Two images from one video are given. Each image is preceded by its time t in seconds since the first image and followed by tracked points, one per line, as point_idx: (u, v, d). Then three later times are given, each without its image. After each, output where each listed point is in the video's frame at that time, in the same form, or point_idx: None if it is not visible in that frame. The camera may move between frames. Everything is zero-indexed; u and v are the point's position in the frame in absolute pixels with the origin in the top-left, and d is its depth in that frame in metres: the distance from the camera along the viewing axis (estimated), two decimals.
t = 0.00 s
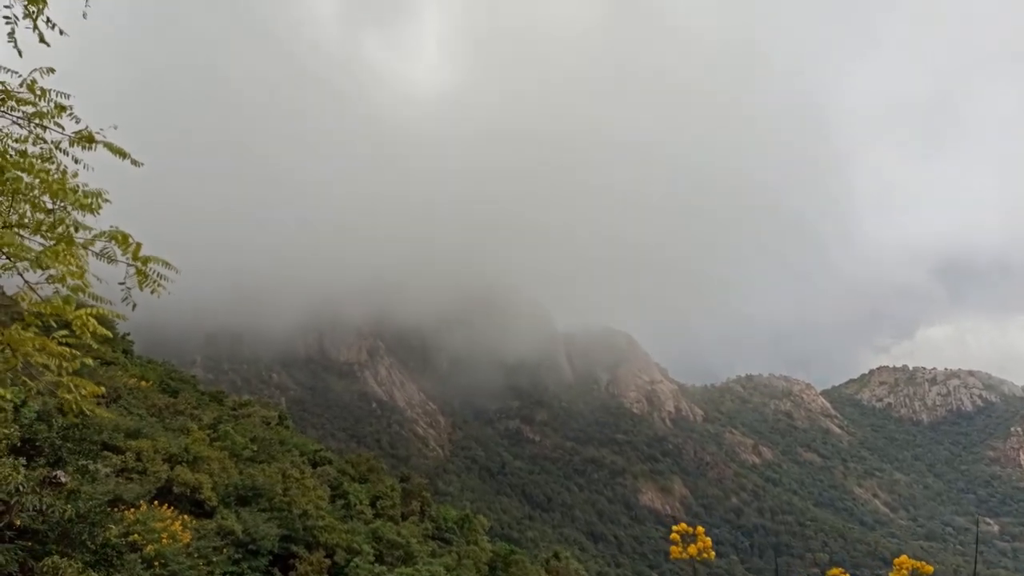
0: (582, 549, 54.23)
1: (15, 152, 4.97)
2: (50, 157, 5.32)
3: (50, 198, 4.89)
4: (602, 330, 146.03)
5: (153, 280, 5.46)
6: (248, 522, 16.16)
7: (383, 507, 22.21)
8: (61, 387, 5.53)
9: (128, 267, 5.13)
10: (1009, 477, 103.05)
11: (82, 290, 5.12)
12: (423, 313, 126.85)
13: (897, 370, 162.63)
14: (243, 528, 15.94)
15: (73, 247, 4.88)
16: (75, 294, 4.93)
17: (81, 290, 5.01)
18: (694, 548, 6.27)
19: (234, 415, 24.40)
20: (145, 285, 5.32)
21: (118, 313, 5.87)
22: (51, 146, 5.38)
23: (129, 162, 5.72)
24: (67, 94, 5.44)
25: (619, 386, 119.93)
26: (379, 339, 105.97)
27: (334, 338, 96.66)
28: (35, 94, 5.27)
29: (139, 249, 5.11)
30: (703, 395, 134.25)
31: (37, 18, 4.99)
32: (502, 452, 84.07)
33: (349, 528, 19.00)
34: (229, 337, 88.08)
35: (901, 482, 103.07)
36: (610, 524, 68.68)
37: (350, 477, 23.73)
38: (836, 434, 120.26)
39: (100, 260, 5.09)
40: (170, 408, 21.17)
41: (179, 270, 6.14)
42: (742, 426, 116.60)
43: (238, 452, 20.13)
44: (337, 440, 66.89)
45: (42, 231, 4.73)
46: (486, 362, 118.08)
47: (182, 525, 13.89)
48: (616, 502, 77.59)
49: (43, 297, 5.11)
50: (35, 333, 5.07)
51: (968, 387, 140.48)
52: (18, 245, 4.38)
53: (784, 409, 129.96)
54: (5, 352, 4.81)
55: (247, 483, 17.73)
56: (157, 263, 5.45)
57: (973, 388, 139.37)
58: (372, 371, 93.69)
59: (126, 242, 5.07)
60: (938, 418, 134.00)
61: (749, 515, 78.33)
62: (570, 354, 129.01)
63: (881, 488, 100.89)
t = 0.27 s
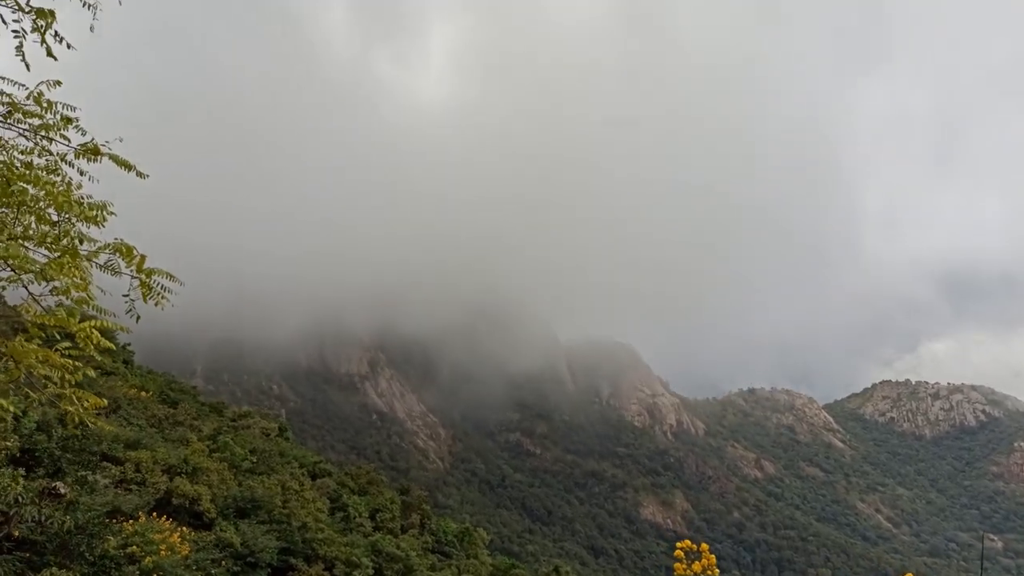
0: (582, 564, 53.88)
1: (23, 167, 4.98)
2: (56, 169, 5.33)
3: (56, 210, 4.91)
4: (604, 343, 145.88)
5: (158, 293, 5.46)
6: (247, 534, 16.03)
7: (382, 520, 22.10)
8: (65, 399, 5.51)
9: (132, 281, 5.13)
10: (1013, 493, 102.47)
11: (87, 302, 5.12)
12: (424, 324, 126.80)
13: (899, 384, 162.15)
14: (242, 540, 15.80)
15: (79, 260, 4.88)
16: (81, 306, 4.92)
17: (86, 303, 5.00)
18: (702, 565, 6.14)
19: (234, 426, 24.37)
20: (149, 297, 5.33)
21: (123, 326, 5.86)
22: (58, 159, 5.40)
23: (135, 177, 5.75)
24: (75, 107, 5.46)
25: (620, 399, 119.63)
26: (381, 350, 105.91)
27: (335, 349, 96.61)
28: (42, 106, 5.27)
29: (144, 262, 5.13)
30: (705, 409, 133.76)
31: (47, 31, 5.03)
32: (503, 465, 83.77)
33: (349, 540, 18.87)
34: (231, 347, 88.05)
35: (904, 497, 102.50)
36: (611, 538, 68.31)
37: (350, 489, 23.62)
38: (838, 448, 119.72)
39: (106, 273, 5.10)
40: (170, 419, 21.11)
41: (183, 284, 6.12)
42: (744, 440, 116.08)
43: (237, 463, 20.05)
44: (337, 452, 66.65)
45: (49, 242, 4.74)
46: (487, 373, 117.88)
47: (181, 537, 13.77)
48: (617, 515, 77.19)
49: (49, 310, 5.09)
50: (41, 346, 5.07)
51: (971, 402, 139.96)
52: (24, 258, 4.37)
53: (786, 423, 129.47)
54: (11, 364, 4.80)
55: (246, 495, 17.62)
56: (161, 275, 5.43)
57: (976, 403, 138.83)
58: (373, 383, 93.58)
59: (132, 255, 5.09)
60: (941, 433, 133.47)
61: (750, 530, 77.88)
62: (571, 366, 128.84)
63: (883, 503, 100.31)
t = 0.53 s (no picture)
0: None
1: (37, 179, 5.02)
2: (69, 182, 5.38)
3: (68, 223, 4.93)
4: (611, 353, 145.57)
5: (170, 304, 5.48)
6: (253, 545, 15.99)
7: (388, 531, 22.04)
8: (75, 411, 5.52)
9: (143, 292, 5.16)
10: None
11: (97, 314, 5.13)
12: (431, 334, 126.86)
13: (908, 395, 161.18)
14: (248, 550, 15.77)
15: (91, 271, 4.92)
16: (93, 318, 4.94)
17: (97, 314, 5.02)
18: None
19: (241, 436, 24.39)
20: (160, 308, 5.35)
21: (134, 338, 5.88)
22: (70, 171, 5.43)
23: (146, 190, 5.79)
24: (87, 121, 5.51)
25: (627, 410, 119.23)
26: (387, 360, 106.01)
27: (342, 359, 96.70)
28: (55, 119, 5.32)
29: (155, 273, 5.15)
30: (713, 420, 133.08)
31: (61, 46, 5.11)
32: (509, 476, 83.52)
33: (355, 551, 18.82)
34: (238, 356, 88.27)
35: (914, 510, 101.64)
36: (617, 550, 67.95)
37: (356, 499, 23.60)
38: (847, 460, 118.83)
39: (117, 284, 5.12)
40: (177, 429, 21.13)
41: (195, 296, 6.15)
42: (752, 451, 115.39)
43: (243, 473, 20.06)
44: (343, 462, 66.56)
45: (61, 254, 4.78)
46: (493, 383, 117.73)
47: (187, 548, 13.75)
48: (623, 527, 76.79)
49: (60, 321, 5.11)
50: (52, 358, 5.09)
51: (981, 413, 138.96)
52: (36, 269, 4.40)
53: (794, 434, 128.69)
54: (22, 376, 4.83)
55: (253, 505, 17.61)
56: (171, 287, 5.46)
57: (986, 414, 137.84)
58: (379, 393, 93.60)
59: (143, 266, 5.12)
60: (951, 445, 132.50)
61: (758, 542, 77.37)
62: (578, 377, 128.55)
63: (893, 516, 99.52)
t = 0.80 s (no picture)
0: None
1: (44, 191, 5.03)
2: (75, 194, 5.38)
3: (73, 235, 4.92)
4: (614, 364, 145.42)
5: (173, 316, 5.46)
6: (254, 555, 15.97)
7: (390, 541, 21.97)
8: (78, 422, 5.52)
9: (148, 304, 5.15)
10: None
11: (101, 324, 5.11)
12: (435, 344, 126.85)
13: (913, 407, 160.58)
14: (249, 561, 15.74)
15: (95, 283, 4.91)
16: (97, 329, 4.93)
17: (101, 326, 5.02)
18: None
19: (244, 446, 24.39)
20: (165, 321, 5.30)
21: (138, 350, 5.87)
22: (77, 184, 5.44)
23: (151, 199, 5.80)
24: (94, 132, 5.52)
25: (630, 421, 118.97)
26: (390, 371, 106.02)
27: (345, 369, 96.71)
28: (62, 132, 5.33)
29: (160, 284, 5.15)
30: (716, 431, 132.63)
31: (69, 59, 5.14)
32: (512, 486, 83.28)
33: (356, 562, 18.78)
34: (241, 366, 88.56)
35: (919, 522, 101.05)
36: (621, 562, 67.62)
37: (359, 510, 23.55)
38: (852, 471, 118.29)
39: (122, 296, 5.10)
40: (180, 438, 21.14)
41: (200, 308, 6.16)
42: (755, 462, 114.91)
43: (245, 483, 20.00)
44: (346, 472, 66.45)
45: (66, 266, 4.80)
46: (497, 393, 117.43)
47: (189, 559, 13.74)
48: (627, 538, 76.46)
49: (64, 332, 5.11)
50: (57, 369, 5.09)
51: (986, 424, 138.35)
52: (42, 281, 4.40)
53: (798, 446, 128.19)
54: (26, 387, 4.83)
55: (255, 515, 17.55)
56: (177, 299, 5.46)
57: (991, 426, 137.22)
58: (382, 403, 93.56)
59: (148, 277, 5.11)
60: (956, 457, 131.90)
61: (761, 554, 76.99)
62: (581, 388, 128.36)
63: (898, 527, 98.93)
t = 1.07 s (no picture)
0: None
1: (43, 199, 5.03)
2: (76, 203, 5.38)
3: (73, 243, 4.91)
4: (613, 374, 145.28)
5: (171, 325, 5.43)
6: (250, 565, 15.88)
7: (387, 552, 21.86)
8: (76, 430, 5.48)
9: (148, 312, 5.15)
10: None
11: (100, 332, 5.07)
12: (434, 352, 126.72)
13: (912, 419, 160.42)
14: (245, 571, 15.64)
15: (94, 291, 4.90)
16: (96, 337, 4.91)
17: (101, 333, 5.00)
18: None
19: (240, 455, 24.29)
20: (164, 330, 5.28)
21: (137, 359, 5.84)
22: (78, 193, 5.45)
23: (152, 208, 5.80)
24: (95, 139, 5.51)
25: (628, 431, 118.80)
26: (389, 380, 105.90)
27: (343, 378, 96.57)
28: (63, 140, 5.33)
29: (159, 293, 5.14)
30: (714, 443, 132.38)
31: (72, 68, 5.16)
32: (510, 497, 83.03)
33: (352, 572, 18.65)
34: (238, 373, 88.48)
35: (917, 535, 100.74)
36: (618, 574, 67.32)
37: (356, 519, 23.45)
38: (850, 483, 117.99)
39: (121, 305, 5.09)
40: (177, 446, 21.07)
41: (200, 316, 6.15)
42: (754, 474, 114.64)
43: (242, 492, 19.91)
44: (343, 481, 66.24)
45: (66, 274, 4.79)
46: (495, 402, 117.23)
47: (184, 568, 13.64)
48: (625, 550, 76.16)
49: (62, 341, 5.09)
50: (55, 378, 5.08)
51: (984, 437, 138.20)
52: (42, 290, 4.41)
53: (797, 458, 127.91)
54: (23, 396, 4.81)
55: (251, 524, 17.43)
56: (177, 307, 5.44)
57: (990, 439, 137.08)
58: (379, 412, 93.42)
59: (148, 286, 5.11)
60: (954, 470, 131.75)
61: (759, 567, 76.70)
62: (580, 398, 128.19)
63: (897, 540, 98.61)
